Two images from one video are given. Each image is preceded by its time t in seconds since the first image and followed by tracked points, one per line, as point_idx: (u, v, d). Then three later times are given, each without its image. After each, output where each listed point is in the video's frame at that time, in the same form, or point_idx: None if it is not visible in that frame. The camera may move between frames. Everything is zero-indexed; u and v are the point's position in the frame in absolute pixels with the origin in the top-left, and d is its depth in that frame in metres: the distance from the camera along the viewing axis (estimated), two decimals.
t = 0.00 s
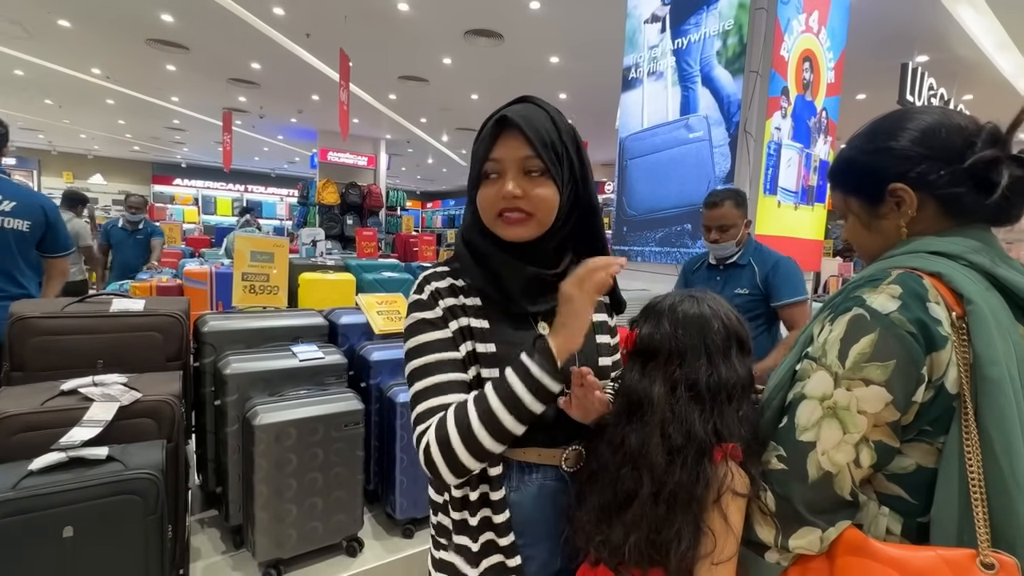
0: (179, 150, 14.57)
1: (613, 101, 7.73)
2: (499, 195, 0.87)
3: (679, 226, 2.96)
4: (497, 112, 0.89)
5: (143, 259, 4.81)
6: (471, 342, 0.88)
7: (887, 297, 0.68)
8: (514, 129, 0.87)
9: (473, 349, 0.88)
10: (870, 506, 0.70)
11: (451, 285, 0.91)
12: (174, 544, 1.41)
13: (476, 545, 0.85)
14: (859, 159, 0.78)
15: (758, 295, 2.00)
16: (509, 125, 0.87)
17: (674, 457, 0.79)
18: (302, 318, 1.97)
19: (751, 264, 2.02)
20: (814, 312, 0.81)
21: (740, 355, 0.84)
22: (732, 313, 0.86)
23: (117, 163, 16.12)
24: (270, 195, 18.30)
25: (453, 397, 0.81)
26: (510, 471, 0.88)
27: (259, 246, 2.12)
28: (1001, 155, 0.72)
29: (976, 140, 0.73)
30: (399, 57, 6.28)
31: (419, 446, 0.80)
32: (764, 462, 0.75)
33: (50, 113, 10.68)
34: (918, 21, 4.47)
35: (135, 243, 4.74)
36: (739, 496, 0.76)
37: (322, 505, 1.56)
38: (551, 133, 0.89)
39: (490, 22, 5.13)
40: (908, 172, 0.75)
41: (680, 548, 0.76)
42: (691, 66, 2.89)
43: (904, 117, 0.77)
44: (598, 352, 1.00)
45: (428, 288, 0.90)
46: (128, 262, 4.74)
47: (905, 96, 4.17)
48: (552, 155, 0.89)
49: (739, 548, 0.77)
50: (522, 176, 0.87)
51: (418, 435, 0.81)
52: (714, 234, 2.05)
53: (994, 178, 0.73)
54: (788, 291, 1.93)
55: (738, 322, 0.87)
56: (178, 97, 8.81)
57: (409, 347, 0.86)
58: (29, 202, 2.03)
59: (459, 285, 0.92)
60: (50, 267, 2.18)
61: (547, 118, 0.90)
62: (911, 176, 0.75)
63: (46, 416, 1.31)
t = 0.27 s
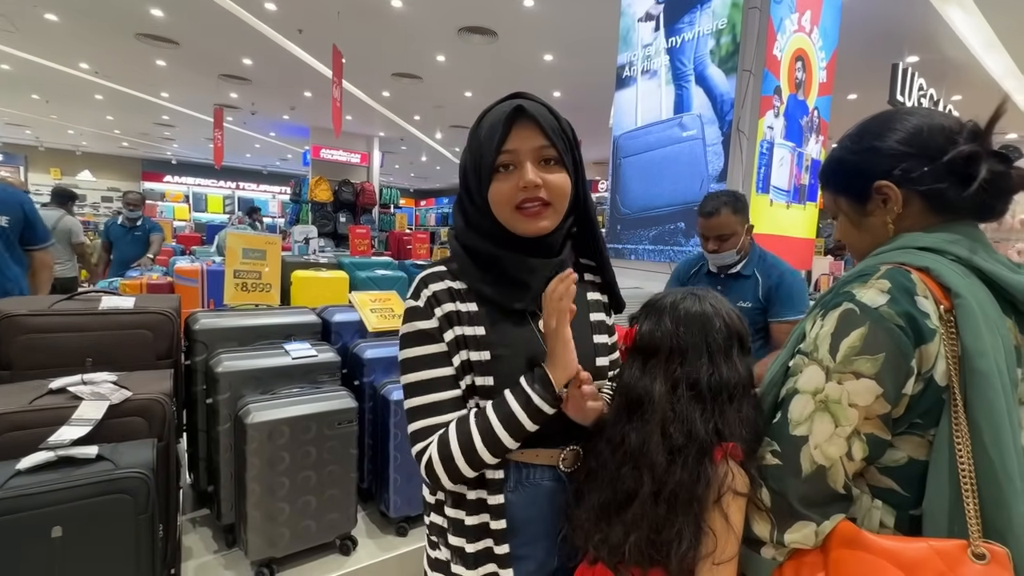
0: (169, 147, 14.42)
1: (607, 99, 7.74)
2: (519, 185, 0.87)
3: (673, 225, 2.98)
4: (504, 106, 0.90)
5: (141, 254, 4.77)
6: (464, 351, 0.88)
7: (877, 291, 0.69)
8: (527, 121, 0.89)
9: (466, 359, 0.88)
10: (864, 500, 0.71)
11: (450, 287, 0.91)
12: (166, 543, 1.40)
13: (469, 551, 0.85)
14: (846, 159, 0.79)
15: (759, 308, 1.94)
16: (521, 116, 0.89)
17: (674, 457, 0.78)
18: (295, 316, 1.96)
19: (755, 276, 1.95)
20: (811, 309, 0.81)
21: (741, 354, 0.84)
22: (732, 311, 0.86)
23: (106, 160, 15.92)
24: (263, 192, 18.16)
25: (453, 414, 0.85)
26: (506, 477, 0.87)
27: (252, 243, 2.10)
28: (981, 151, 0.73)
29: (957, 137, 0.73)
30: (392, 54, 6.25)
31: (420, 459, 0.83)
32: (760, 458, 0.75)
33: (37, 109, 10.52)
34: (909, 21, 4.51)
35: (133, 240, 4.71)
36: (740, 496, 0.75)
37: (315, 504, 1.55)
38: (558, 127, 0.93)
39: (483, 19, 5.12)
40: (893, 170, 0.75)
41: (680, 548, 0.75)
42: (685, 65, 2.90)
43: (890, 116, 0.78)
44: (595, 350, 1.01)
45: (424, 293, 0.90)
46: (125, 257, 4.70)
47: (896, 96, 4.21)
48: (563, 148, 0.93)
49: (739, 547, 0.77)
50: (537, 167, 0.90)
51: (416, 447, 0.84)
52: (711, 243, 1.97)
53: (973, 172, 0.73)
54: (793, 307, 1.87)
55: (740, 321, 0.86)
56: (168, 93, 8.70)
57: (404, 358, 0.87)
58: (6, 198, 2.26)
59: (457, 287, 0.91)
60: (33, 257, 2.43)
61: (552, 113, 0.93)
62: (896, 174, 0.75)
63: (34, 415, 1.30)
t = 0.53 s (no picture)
0: (160, 144, 14.27)
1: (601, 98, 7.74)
2: (513, 181, 0.88)
3: (667, 223, 2.99)
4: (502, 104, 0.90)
5: (135, 253, 4.72)
6: (455, 349, 0.88)
7: (865, 287, 0.69)
8: (523, 120, 0.89)
9: (457, 357, 0.88)
10: (854, 494, 0.72)
11: (443, 284, 0.91)
12: (158, 543, 1.39)
13: (467, 549, 0.85)
14: (831, 160, 0.80)
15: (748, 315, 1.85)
16: (519, 115, 0.89)
17: (671, 455, 0.77)
18: (288, 315, 1.95)
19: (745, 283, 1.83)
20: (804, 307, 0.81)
21: (739, 353, 0.83)
22: (730, 309, 0.86)
23: (95, 157, 15.73)
24: (255, 190, 18.03)
25: (446, 413, 0.85)
26: (506, 473, 0.89)
27: (244, 241, 2.08)
28: (960, 149, 0.73)
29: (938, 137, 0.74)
30: (386, 51, 6.22)
31: (412, 458, 0.83)
32: (753, 456, 0.76)
33: (25, 105, 10.37)
34: (899, 22, 4.55)
35: (127, 239, 4.67)
36: (735, 496, 0.76)
37: (309, 503, 1.55)
38: (554, 126, 0.93)
39: (478, 17, 5.10)
40: (876, 170, 0.76)
41: (675, 547, 0.75)
42: (678, 64, 2.91)
43: (875, 117, 0.78)
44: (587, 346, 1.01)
45: (417, 289, 0.89)
46: (119, 256, 4.64)
47: (887, 96, 4.25)
48: (558, 147, 0.94)
49: (733, 547, 0.77)
50: (532, 166, 0.91)
51: (408, 446, 0.83)
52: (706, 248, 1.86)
53: (951, 170, 0.74)
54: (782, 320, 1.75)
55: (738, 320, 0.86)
56: (159, 89, 8.62)
57: (397, 355, 0.86)
58: None
59: (451, 284, 0.91)
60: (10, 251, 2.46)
61: (548, 113, 0.94)
62: (879, 174, 0.76)
63: (23, 415, 1.28)
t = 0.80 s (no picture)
0: (151, 142, 14.13)
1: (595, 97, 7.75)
2: (512, 176, 0.88)
3: (661, 222, 3.00)
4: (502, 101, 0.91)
5: (126, 251, 4.67)
6: (444, 344, 0.86)
7: (857, 284, 0.70)
8: (523, 117, 0.90)
9: (446, 352, 0.86)
10: (847, 490, 0.73)
11: (437, 279, 0.90)
12: (151, 544, 1.38)
13: (462, 547, 0.85)
14: (819, 159, 0.80)
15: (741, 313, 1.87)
16: (519, 112, 0.90)
17: (669, 453, 0.77)
18: (281, 314, 1.94)
19: (735, 281, 1.84)
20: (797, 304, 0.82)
21: (736, 350, 0.84)
22: (728, 307, 0.87)
23: (85, 155, 15.56)
24: (247, 189, 17.90)
25: (428, 410, 0.84)
26: (500, 472, 0.88)
27: (237, 239, 2.07)
28: (944, 147, 0.74)
29: (925, 136, 0.74)
30: (380, 50, 6.20)
31: (394, 453, 0.81)
32: (748, 453, 0.77)
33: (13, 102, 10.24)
34: (891, 23, 4.59)
35: (118, 237, 4.63)
36: (731, 494, 0.76)
37: (303, 502, 1.54)
38: (552, 125, 0.94)
39: (472, 15, 5.09)
40: (864, 168, 0.76)
41: (672, 544, 0.76)
42: (672, 63, 2.92)
43: (864, 116, 0.78)
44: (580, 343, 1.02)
45: (410, 283, 0.89)
46: (111, 254, 4.60)
47: (878, 96, 4.29)
48: (556, 146, 0.95)
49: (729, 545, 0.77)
50: (530, 163, 0.91)
51: (390, 440, 0.82)
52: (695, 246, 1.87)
53: (937, 168, 0.74)
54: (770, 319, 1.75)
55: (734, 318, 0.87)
56: (150, 87, 8.53)
57: (385, 348, 0.85)
58: None
59: (445, 279, 0.91)
60: None
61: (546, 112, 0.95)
62: (867, 173, 0.76)
63: (13, 415, 1.27)
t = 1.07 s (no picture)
0: (142, 140, 13.99)
1: (590, 96, 7.76)
2: (517, 170, 0.88)
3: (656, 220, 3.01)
4: (508, 96, 0.91)
5: (117, 251, 4.61)
6: (441, 338, 0.86)
7: (850, 280, 0.70)
8: (526, 112, 0.91)
9: (443, 346, 0.86)
10: (839, 485, 0.73)
11: (435, 273, 0.90)
12: (142, 545, 1.37)
13: (455, 541, 0.84)
14: (812, 156, 0.81)
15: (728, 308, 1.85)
16: (524, 108, 0.91)
17: (663, 449, 0.78)
18: (274, 312, 1.93)
19: (720, 276, 1.82)
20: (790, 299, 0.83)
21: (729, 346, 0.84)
22: (721, 303, 0.87)
23: (75, 153, 15.38)
24: (240, 188, 17.78)
25: (424, 405, 0.84)
26: (495, 469, 0.89)
27: (230, 238, 2.05)
28: (937, 143, 0.74)
29: (917, 132, 0.75)
30: (373, 47, 6.17)
31: (389, 446, 0.81)
32: (740, 449, 0.77)
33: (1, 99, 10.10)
34: (882, 23, 4.63)
35: (110, 237, 4.58)
36: (724, 491, 0.76)
37: (298, 502, 1.53)
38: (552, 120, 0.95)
39: (467, 13, 5.08)
40: (858, 165, 0.76)
41: (667, 540, 0.76)
42: (667, 62, 2.93)
43: (859, 113, 0.78)
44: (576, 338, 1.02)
45: (408, 278, 0.88)
46: (101, 254, 4.55)
47: (869, 96, 4.32)
48: (557, 141, 0.96)
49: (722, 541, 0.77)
50: (535, 158, 0.92)
51: (386, 433, 0.82)
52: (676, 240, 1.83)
53: (930, 164, 0.74)
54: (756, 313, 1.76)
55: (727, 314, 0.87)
56: (140, 84, 8.45)
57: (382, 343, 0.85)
58: None
59: (443, 274, 0.90)
60: None
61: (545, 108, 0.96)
62: (860, 169, 0.76)
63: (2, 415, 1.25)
